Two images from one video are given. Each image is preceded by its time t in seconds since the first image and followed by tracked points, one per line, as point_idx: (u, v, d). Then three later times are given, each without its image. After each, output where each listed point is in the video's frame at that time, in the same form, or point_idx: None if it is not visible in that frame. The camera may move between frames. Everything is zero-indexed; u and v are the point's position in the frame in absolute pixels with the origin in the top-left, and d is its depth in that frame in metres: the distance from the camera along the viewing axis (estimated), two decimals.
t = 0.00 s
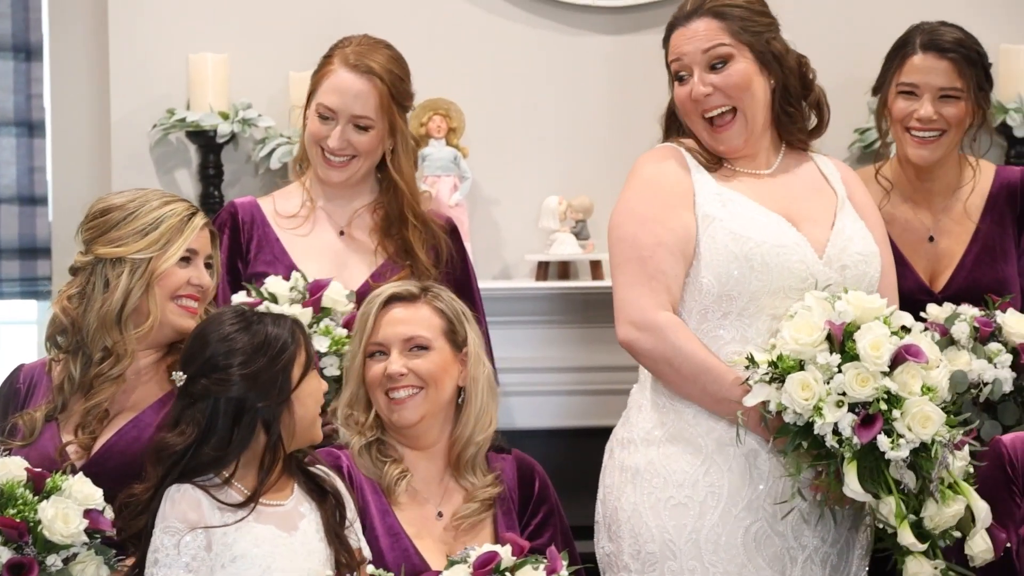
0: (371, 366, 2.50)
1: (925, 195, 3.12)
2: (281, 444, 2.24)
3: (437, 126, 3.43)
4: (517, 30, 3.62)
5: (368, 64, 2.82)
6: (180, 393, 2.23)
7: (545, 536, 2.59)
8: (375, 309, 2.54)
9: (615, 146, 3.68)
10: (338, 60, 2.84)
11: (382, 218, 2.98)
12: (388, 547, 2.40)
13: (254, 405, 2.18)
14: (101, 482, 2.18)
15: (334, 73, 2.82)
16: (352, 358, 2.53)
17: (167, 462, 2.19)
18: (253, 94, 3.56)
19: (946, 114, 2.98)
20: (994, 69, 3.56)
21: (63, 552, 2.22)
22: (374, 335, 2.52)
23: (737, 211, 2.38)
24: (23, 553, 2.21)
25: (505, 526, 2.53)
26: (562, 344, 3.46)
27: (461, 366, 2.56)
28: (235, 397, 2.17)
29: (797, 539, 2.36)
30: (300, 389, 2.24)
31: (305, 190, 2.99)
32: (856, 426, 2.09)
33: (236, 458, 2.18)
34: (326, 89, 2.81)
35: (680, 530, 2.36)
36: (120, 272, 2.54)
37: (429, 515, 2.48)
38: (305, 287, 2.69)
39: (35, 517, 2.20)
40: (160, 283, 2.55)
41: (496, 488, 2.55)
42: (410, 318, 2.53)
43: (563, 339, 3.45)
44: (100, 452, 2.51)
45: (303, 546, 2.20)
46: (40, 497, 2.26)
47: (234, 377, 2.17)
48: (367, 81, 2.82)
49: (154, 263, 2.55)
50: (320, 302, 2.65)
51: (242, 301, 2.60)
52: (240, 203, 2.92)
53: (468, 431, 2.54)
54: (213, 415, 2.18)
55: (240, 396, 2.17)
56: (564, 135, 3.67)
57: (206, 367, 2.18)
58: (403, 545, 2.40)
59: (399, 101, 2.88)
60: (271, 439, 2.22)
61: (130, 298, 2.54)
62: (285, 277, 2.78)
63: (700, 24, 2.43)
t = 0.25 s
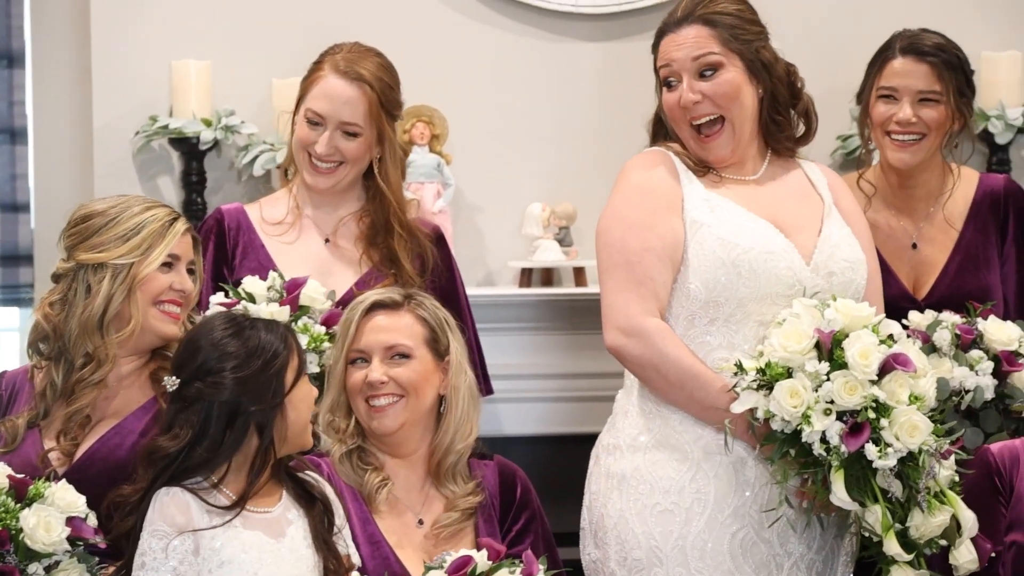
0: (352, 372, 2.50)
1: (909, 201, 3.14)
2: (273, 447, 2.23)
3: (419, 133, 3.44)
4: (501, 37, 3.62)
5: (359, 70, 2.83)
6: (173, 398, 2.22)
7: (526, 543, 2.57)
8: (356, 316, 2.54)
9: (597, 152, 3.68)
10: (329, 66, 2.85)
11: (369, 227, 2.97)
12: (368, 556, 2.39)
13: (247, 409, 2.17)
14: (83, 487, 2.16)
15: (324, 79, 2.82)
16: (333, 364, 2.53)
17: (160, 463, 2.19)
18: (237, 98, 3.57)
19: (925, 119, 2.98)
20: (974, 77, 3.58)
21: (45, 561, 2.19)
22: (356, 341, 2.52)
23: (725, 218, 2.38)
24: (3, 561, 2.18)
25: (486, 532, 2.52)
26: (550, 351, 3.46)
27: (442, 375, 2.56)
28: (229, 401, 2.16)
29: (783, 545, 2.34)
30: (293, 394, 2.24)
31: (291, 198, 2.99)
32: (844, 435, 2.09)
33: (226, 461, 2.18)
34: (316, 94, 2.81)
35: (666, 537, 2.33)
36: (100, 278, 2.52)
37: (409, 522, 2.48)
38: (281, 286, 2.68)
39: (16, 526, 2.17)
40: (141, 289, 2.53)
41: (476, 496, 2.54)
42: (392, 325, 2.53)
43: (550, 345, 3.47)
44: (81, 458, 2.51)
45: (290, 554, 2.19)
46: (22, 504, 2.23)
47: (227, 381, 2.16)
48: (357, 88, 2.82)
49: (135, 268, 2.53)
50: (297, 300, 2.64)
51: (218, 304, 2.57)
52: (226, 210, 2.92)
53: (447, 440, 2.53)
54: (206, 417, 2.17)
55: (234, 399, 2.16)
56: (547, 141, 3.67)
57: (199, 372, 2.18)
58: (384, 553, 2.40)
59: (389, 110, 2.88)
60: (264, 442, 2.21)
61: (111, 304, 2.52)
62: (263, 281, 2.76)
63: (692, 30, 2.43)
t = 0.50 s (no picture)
0: (338, 385, 2.49)
1: (892, 204, 3.15)
2: (251, 455, 2.22)
3: (403, 139, 3.43)
4: (485, 44, 3.62)
5: (350, 77, 2.82)
6: (148, 409, 2.21)
7: (510, 550, 2.56)
8: (343, 328, 2.52)
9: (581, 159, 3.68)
10: (320, 72, 2.84)
11: (356, 234, 2.97)
12: (352, 562, 2.38)
13: (224, 418, 2.17)
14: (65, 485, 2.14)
15: (315, 84, 2.82)
16: (319, 375, 2.52)
17: (137, 477, 2.18)
18: (221, 107, 3.57)
19: (909, 120, 2.99)
20: (956, 85, 3.59)
21: (24, 558, 2.18)
22: (343, 354, 2.50)
23: (706, 223, 2.38)
24: None
25: (470, 539, 2.51)
26: (533, 356, 3.46)
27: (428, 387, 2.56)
28: (206, 410, 2.16)
29: (765, 550, 2.34)
30: (271, 400, 2.24)
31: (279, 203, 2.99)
32: (825, 440, 2.09)
33: (206, 470, 2.17)
34: (308, 99, 2.80)
35: (648, 543, 2.33)
36: (86, 283, 2.52)
37: (392, 529, 2.48)
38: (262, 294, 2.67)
39: None
40: (127, 293, 2.53)
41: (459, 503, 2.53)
42: (379, 339, 2.52)
43: (533, 351, 3.45)
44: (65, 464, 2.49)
45: (271, 561, 2.18)
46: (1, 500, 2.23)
47: (203, 392, 2.16)
48: (349, 95, 2.82)
49: (120, 273, 2.53)
50: (277, 309, 2.63)
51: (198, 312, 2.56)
52: (213, 214, 2.91)
53: (433, 450, 2.54)
54: (184, 427, 2.17)
55: (211, 409, 2.16)
56: (531, 148, 3.67)
57: (174, 383, 2.18)
58: (368, 559, 2.38)
59: (379, 118, 2.88)
60: (242, 450, 2.20)
61: (96, 309, 2.51)
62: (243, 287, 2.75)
63: (675, 37, 2.43)
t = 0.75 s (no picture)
0: (346, 388, 2.45)
1: (878, 207, 3.15)
2: (232, 460, 2.22)
3: (389, 143, 3.43)
4: (470, 49, 3.63)
5: (339, 78, 2.83)
6: (126, 418, 2.21)
7: (496, 555, 2.56)
8: (353, 331, 2.48)
9: (566, 164, 3.69)
10: (310, 74, 2.84)
11: (342, 238, 2.97)
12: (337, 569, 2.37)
13: (204, 425, 2.17)
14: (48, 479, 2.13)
15: (305, 86, 2.82)
16: (322, 376, 2.46)
17: (117, 486, 2.17)
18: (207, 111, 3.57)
19: (901, 116, 3.00)
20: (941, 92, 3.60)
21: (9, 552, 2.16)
22: (353, 355, 2.46)
23: (690, 229, 2.38)
24: None
25: (457, 545, 2.50)
26: (518, 362, 3.47)
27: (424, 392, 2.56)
28: (185, 418, 2.16)
29: (748, 555, 2.34)
30: (249, 404, 2.22)
31: (267, 207, 2.98)
32: (808, 444, 2.10)
33: (187, 477, 2.17)
34: (297, 102, 2.80)
35: (632, 547, 2.33)
36: (70, 290, 2.52)
37: (381, 535, 2.46)
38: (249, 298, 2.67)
39: None
40: (110, 300, 2.52)
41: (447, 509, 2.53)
42: (388, 342, 2.50)
43: (517, 355, 3.46)
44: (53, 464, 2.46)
45: (255, 564, 2.18)
46: None
47: (182, 400, 2.16)
48: (338, 96, 2.82)
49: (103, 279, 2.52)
50: (265, 312, 2.64)
51: (185, 317, 2.55)
52: (199, 218, 2.91)
53: (427, 456, 2.53)
54: (164, 435, 2.17)
55: (190, 417, 2.16)
56: (516, 153, 3.67)
57: (152, 393, 2.17)
58: (354, 567, 2.38)
59: (368, 120, 2.88)
60: (222, 456, 2.20)
61: (81, 315, 2.51)
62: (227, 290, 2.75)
63: (657, 43, 2.43)
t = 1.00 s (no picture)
0: (386, 374, 2.41)
1: (865, 211, 3.15)
2: (216, 465, 2.22)
3: (376, 147, 3.43)
4: (457, 53, 3.63)
5: (327, 79, 2.83)
6: (110, 428, 2.20)
7: (481, 558, 2.55)
8: (376, 318, 2.45)
9: (552, 169, 3.69)
10: (298, 75, 2.85)
11: (329, 242, 2.97)
12: None
13: (188, 432, 2.16)
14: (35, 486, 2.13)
15: (294, 86, 2.82)
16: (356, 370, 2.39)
17: (102, 495, 2.16)
18: (194, 114, 3.58)
19: (887, 118, 3.01)
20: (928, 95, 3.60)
21: None
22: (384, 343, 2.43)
23: (674, 232, 2.38)
24: None
25: (443, 548, 2.48)
26: (501, 366, 3.46)
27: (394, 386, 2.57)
28: (169, 426, 2.15)
29: (732, 558, 2.34)
30: (232, 408, 2.22)
31: (254, 210, 2.98)
32: (791, 446, 2.10)
33: (173, 484, 2.17)
34: (286, 102, 2.80)
35: (618, 551, 2.33)
36: (50, 295, 2.50)
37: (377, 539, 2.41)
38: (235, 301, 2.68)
39: None
40: (89, 306, 2.50)
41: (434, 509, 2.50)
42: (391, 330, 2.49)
43: (500, 358, 3.46)
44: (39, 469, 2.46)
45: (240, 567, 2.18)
46: None
47: (165, 408, 2.15)
48: (328, 97, 2.82)
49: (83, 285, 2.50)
50: (251, 315, 2.63)
51: (171, 319, 2.57)
52: (186, 222, 2.91)
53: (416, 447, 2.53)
54: (148, 445, 2.15)
55: (174, 424, 2.16)
56: (502, 158, 3.67)
57: (136, 401, 2.16)
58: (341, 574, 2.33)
59: (355, 121, 2.89)
60: (207, 461, 2.20)
61: (59, 320, 2.50)
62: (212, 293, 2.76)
63: (642, 46, 2.44)
